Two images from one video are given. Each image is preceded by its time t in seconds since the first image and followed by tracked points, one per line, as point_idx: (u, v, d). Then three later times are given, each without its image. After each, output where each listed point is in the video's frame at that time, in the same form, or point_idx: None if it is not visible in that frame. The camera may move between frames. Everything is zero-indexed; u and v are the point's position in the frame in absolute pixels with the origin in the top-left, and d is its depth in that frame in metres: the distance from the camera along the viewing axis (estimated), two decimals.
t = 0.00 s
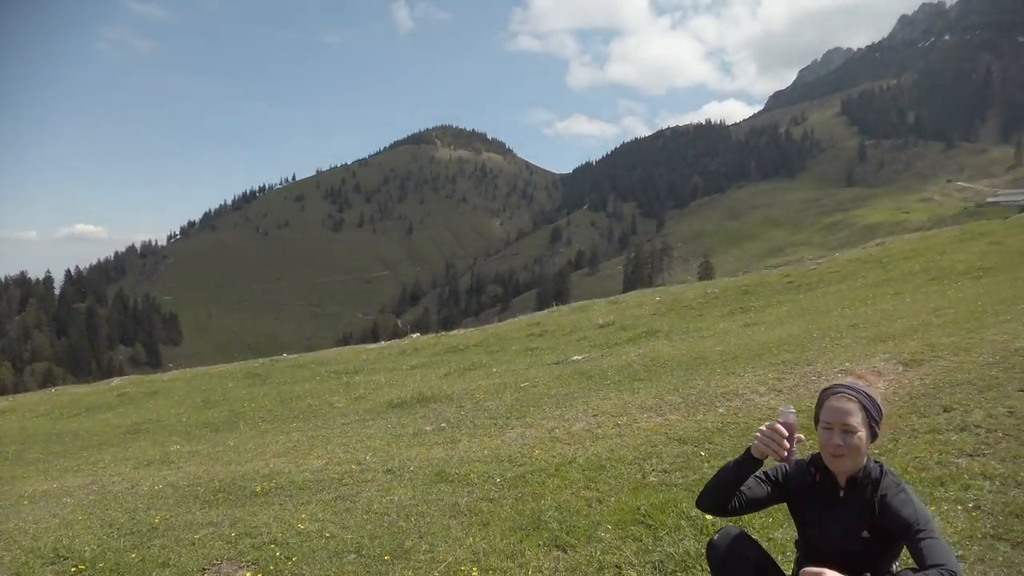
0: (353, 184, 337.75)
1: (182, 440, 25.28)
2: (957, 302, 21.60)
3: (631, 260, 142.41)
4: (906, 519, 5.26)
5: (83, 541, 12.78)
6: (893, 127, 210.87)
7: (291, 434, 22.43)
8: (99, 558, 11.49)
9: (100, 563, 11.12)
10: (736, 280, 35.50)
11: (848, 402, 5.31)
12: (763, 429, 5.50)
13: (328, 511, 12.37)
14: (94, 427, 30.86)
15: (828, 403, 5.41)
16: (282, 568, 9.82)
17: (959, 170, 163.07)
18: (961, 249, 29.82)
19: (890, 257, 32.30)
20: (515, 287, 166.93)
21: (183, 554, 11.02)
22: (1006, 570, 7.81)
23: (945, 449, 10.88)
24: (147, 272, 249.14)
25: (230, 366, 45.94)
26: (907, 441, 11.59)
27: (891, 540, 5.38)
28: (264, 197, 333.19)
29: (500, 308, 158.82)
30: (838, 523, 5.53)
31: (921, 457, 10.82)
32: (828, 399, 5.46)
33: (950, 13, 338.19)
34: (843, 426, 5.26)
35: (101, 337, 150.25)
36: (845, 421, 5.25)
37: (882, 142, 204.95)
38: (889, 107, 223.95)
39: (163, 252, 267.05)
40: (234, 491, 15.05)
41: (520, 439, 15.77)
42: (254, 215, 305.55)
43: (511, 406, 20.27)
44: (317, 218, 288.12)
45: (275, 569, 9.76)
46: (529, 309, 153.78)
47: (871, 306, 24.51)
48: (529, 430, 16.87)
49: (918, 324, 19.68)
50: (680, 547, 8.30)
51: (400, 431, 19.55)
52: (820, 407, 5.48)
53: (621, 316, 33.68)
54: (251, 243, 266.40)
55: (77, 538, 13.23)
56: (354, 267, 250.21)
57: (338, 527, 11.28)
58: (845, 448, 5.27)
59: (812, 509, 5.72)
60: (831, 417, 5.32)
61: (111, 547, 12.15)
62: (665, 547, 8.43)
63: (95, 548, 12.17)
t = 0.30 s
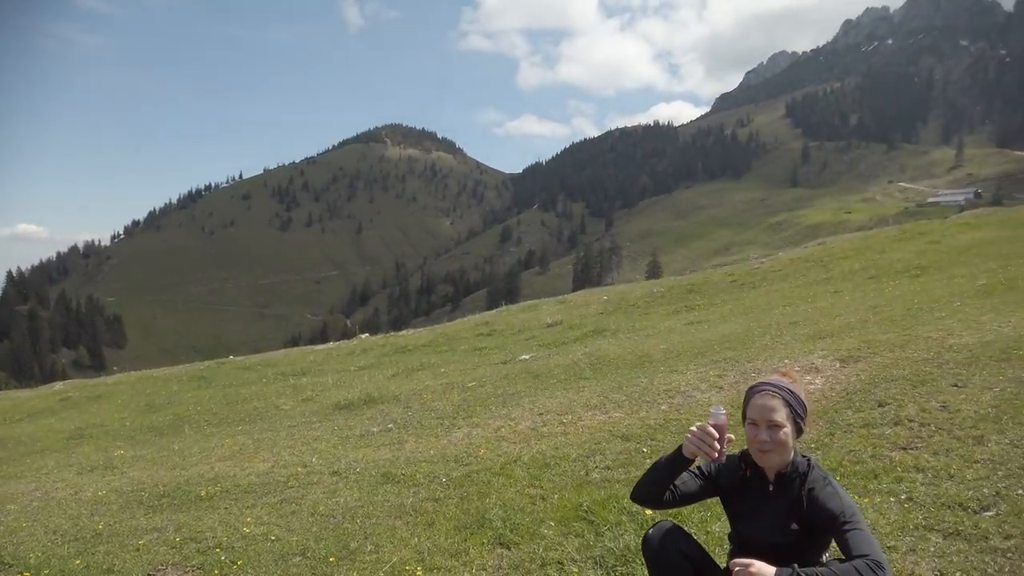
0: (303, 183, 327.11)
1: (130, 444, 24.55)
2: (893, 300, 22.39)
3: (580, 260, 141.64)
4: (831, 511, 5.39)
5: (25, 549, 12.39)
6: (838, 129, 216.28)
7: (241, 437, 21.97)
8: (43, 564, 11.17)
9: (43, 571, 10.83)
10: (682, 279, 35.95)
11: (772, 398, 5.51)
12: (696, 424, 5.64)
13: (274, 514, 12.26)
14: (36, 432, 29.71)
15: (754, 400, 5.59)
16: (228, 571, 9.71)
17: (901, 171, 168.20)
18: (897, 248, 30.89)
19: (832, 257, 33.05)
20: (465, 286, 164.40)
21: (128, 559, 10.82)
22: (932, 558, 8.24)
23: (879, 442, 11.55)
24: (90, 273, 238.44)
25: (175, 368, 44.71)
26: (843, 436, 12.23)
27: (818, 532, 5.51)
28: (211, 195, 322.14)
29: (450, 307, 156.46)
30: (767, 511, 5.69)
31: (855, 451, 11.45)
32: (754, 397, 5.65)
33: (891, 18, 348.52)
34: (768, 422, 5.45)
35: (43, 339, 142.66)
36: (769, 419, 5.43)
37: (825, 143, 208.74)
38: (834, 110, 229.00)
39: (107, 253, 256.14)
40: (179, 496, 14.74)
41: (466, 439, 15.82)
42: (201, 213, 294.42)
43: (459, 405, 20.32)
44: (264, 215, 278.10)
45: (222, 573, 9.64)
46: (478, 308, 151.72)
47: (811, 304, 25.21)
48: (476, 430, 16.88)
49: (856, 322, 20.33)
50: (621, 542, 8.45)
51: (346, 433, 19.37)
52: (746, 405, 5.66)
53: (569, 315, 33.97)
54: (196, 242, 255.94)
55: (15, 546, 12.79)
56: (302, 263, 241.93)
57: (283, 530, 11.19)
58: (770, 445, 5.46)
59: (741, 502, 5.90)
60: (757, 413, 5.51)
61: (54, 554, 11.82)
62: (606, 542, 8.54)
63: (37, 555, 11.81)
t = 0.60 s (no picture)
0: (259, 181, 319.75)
1: (83, 448, 23.93)
2: (843, 298, 23.02)
3: (538, 260, 141.80)
4: (775, 501, 5.49)
5: None
6: (793, 130, 220.96)
7: (197, 439, 21.57)
8: None
9: None
10: (640, 278, 36.35)
11: (715, 394, 5.66)
12: (632, 478, 5.55)
13: (229, 515, 12.15)
14: None
15: (698, 396, 5.73)
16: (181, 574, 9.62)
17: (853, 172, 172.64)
18: (846, 248, 31.81)
19: (785, 255, 33.78)
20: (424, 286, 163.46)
21: (80, 562, 10.63)
22: (879, 549, 8.50)
23: (828, 436, 11.94)
24: (40, 274, 230.00)
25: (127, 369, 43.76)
26: (793, 430, 12.58)
27: (760, 524, 5.63)
28: (166, 193, 313.08)
29: (408, 307, 155.27)
30: (711, 503, 5.79)
31: (804, 445, 11.80)
32: (697, 392, 5.82)
33: (845, 22, 357.68)
34: (713, 416, 5.59)
35: None
36: (712, 413, 5.57)
37: (780, 144, 213.18)
38: (789, 111, 233.60)
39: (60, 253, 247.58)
40: (133, 499, 14.48)
41: (423, 438, 15.83)
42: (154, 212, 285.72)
43: (415, 404, 20.30)
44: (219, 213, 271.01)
45: None
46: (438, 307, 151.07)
47: (763, 302, 25.78)
48: (433, 428, 16.88)
49: (807, 319, 20.88)
50: (573, 538, 8.54)
51: (302, 434, 19.23)
52: (689, 400, 5.81)
53: (526, 313, 34.20)
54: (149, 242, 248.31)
55: None
56: (258, 263, 237.11)
57: (238, 531, 11.10)
58: (715, 438, 5.58)
59: (685, 498, 5.99)
60: (699, 409, 5.65)
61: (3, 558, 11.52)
62: (559, 537, 8.66)
63: None
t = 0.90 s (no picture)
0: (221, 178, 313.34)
1: (41, 451, 23.37)
2: (801, 296, 23.54)
3: (502, 259, 142.00)
4: (722, 493, 5.67)
5: None
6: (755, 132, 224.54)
7: (158, 440, 21.23)
8: None
9: None
10: (602, 278, 36.69)
11: (663, 391, 5.87)
12: (588, 506, 5.64)
13: (189, 516, 12.06)
14: None
15: (645, 394, 5.94)
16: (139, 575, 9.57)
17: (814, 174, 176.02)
18: (805, 248, 32.45)
19: (745, 255, 34.30)
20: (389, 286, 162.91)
21: (38, 565, 10.49)
22: (832, 541, 8.78)
23: (783, 431, 12.24)
24: None
25: (85, 372, 42.84)
26: (749, 425, 12.88)
27: (711, 518, 5.79)
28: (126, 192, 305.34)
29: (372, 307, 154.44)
30: (660, 498, 5.95)
31: (760, 440, 12.10)
32: (647, 389, 6.03)
33: (807, 25, 364.16)
34: (660, 414, 5.78)
35: None
36: (661, 411, 5.77)
37: (743, 146, 216.61)
38: (752, 113, 237.38)
39: (18, 253, 240.06)
40: (92, 501, 14.23)
41: (384, 436, 15.84)
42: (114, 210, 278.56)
43: (378, 404, 20.29)
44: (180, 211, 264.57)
45: None
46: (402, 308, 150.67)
47: (723, 301, 26.23)
48: (394, 428, 16.88)
49: (765, 317, 21.31)
50: (532, 532, 8.73)
51: (264, 434, 19.11)
52: (639, 399, 6.01)
53: (490, 313, 34.33)
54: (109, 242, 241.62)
55: None
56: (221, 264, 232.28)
57: (197, 532, 11.04)
58: (664, 434, 5.78)
59: (633, 495, 6.16)
60: (648, 406, 5.83)
61: None
62: (518, 533, 8.82)
63: None
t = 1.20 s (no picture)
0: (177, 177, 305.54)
1: None
2: (755, 294, 24.10)
3: (462, 259, 141.97)
4: (668, 481, 5.89)
5: None
6: (713, 133, 228.22)
7: (114, 442, 20.80)
8: None
9: None
10: (561, 277, 37.09)
11: (608, 386, 6.07)
12: (545, 515, 5.80)
13: (144, 517, 11.91)
14: None
15: (593, 387, 6.14)
16: None
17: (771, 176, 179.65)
18: (760, 247, 33.23)
19: (702, 255, 34.91)
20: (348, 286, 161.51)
21: None
22: (783, 530, 9.09)
23: (737, 425, 12.58)
24: None
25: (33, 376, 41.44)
26: (703, 419, 13.22)
27: (658, 506, 6.01)
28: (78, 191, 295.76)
29: (332, 307, 152.82)
30: (609, 490, 6.13)
31: (714, 433, 12.44)
32: (593, 385, 6.22)
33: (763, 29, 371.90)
34: (608, 408, 5.98)
35: None
36: (606, 404, 5.96)
37: (701, 147, 220.17)
38: (709, 115, 241.27)
39: None
40: (46, 504, 13.94)
41: (342, 436, 15.82)
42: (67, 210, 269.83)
43: (336, 404, 20.20)
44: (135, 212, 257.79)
45: None
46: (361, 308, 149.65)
47: (680, 299, 26.74)
48: (353, 426, 16.86)
49: (721, 314, 21.81)
50: (486, 528, 8.89)
51: (221, 435, 18.92)
52: (585, 393, 6.21)
53: (450, 312, 34.41)
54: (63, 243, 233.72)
55: None
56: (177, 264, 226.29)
57: (153, 533, 10.92)
58: (611, 427, 5.98)
59: (585, 489, 6.30)
60: (595, 400, 6.03)
61: None
62: (473, 528, 8.98)
63: None
